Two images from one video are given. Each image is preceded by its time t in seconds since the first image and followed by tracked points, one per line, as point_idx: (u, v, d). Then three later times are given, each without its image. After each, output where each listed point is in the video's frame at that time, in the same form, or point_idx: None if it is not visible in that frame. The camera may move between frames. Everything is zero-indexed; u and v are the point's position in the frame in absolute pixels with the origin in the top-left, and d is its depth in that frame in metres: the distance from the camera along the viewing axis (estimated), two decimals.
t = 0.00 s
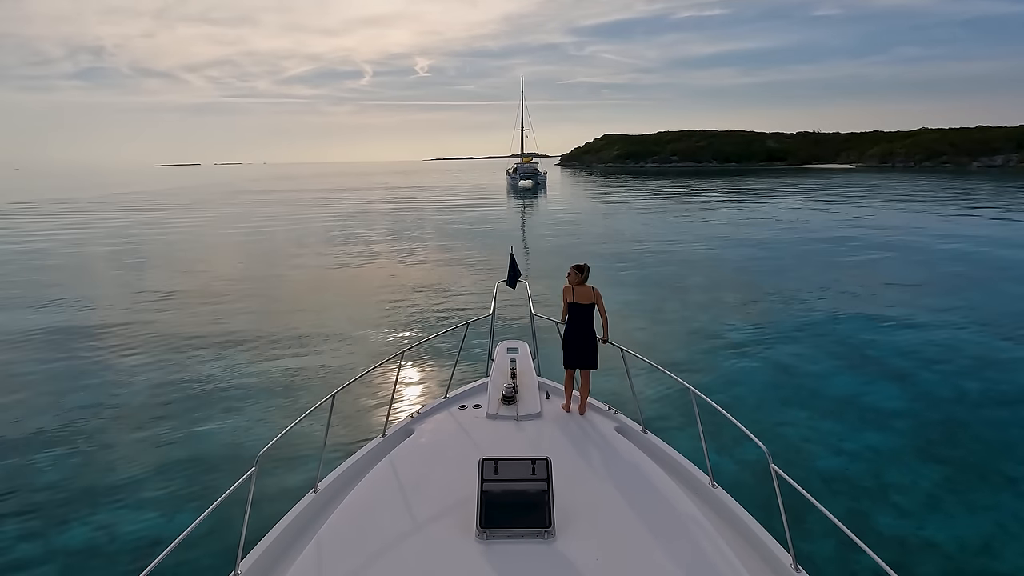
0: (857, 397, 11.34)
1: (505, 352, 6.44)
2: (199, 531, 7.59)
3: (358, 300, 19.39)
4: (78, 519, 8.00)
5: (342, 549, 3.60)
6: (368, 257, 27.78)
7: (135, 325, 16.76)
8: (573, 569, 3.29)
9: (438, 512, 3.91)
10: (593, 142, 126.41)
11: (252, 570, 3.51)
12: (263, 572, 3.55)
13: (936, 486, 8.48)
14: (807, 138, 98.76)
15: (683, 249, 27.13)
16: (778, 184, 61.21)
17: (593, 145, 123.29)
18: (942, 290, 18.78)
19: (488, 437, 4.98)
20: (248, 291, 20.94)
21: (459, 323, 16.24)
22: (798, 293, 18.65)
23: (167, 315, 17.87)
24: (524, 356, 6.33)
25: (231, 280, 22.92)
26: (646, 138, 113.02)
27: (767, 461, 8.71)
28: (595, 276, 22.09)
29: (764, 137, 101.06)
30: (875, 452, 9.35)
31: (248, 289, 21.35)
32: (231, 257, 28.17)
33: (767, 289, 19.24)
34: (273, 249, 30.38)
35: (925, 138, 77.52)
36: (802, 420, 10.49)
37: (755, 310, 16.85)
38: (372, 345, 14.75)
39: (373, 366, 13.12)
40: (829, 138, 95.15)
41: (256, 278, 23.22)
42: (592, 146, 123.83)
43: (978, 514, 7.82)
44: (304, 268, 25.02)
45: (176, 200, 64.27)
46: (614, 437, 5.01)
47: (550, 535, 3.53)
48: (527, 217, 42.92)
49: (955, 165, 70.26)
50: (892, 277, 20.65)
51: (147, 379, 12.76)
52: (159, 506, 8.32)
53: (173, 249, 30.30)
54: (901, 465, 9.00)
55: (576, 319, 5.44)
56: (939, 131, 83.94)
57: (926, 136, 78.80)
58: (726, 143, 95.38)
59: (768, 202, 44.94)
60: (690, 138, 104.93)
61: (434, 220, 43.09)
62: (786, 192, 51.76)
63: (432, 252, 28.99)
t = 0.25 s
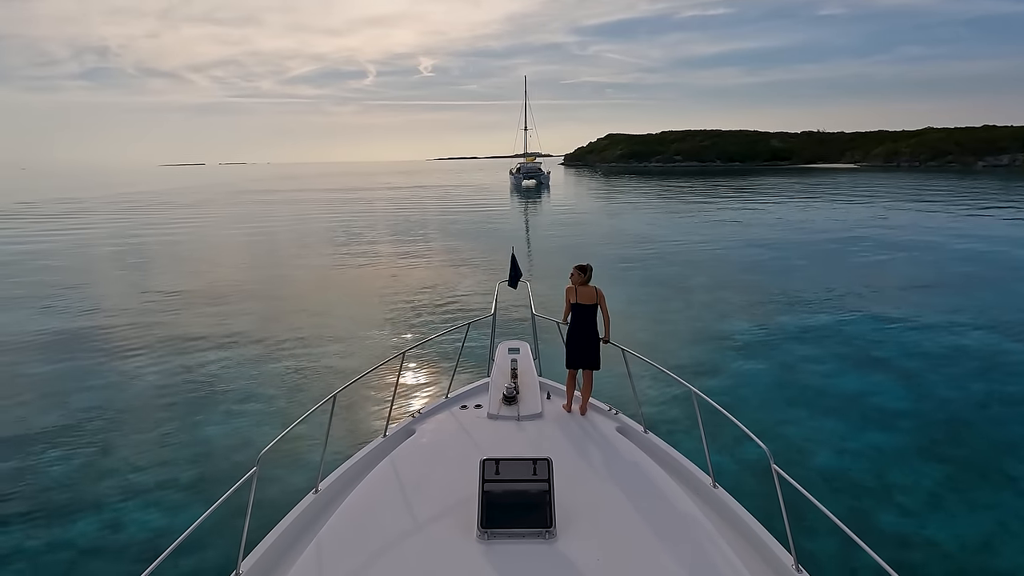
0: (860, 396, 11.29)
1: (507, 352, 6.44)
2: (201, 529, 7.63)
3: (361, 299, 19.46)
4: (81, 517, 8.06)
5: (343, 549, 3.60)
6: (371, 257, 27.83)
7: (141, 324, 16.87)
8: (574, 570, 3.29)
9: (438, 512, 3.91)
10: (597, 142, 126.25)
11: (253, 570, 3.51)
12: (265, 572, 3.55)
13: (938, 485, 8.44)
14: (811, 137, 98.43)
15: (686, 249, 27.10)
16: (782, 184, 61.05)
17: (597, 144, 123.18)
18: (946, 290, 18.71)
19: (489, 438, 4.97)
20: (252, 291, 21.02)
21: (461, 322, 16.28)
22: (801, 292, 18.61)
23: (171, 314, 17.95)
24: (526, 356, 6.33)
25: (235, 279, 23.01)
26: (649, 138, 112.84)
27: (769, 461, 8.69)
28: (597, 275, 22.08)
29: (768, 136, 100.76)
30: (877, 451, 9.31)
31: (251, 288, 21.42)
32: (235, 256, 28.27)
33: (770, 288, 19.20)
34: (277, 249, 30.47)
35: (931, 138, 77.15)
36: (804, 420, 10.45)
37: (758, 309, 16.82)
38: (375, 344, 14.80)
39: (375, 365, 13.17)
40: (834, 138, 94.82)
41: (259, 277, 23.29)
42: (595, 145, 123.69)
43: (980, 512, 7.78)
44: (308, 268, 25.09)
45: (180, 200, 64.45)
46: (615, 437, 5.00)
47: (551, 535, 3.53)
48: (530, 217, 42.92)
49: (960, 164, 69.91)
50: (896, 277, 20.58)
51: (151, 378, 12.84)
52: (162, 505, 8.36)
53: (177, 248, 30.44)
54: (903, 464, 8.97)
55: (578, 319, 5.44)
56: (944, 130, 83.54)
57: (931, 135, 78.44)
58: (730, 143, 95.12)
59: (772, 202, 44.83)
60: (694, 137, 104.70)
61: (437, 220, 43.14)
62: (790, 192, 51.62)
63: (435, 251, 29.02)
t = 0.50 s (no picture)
0: (861, 394, 11.27)
1: (507, 352, 6.45)
2: (202, 527, 7.68)
3: (363, 298, 19.55)
4: (86, 511, 8.14)
5: (344, 549, 3.61)
6: (374, 256, 27.92)
7: (144, 323, 16.96)
8: (574, 570, 3.29)
9: (438, 512, 3.92)
10: (600, 142, 126.17)
11: (253, 570, 3.52)
12: (265, 572, 3.56)
13: (938, 483, 8.42)
14: (814, 137, 98.18)
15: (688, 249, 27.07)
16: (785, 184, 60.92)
17: (600, 144, 123.10)
18: (949, 289, 18.66)
19: (489, 437, 4.98)
20: (255, 290, 21.10)
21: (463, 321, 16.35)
22: (803, 292, 18.59)
23: (175, 313, 18.04)
24: (526, 357, 6.34)
25: (239, 278, 23.15)
26: (652, 137, 112.71)
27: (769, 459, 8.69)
28: (599, 275, 22.13)
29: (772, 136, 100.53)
30: (877, 449, 9.30)
31: (255, 287, 21.55)
32: (239, 255, 28.42)
33: (772, 288, 19.19)
34: (281, 248, 30.61)
35: (935, 137, 76.85)
36: (805, 417, 10.45)
37: (759, 308, 16.83)
38: (377, 343, 14.86)
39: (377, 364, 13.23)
40: (837, 137, 94.55)
41: (263, 277, 23.42)
42: (598, 145, 123.59)
43: (979, 510, 7.77)
44: (311, 267, 25.19)
45: (184, 200, 64.71)
46: (616, 437, 5.00)
47: (552, 536, 3.52)
48: (533, 216, 43.00)
49: (965, 164, 69.64)
50: (898, 276, 20.54)
51: (155, 376, 12.90)
52: (164, 502, 8.41)
53: (182, 248, 30.63)
54: (903, 461, 8.95)
55: (580, 319, 5.44)
56: (948, 130, 83.17)
57: (935, 135, 78.14)
58: (733, 142, 94.94)
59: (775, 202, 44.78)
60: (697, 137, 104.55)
61: (440, 219, 43.25)
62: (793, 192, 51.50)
63: (438, 251, 29.10)
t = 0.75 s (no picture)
0: (861, 394, 11.23)
1: (507, 353, 6.44)
2: (202, 525, 7.69)
3: (365, 298, 19.60)
4: (91, 508, 8.22)
5: (343, 549, 3.61)
6: (376, 256, 27.97)
7: (148, 322, 17.06)
8: (574, 570, 3.28)
9: (438, 512, 3.92)
10: (603, 142, 126.01)
11: (253, 570, 3.53)
12: (265, 572, 3.56)
13: (938, 482, 8.39)
14: (818, 137, 97.83)
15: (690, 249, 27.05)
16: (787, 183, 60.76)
17: (602, 144, 122.96)
18: (952, 288, 18.60)
19: (490, 438, 4.97)
20: (257, 289, 21.16)
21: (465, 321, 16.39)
22: (804, 291, 18.57)
23: (177, 313, 18.10)
24: (526, 357, 6.33)
25: (242, 278, 23.24)
26: (655, 137, 112.55)
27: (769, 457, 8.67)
28: (600, 274, 22.15)
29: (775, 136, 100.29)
30: (877, 448, 9.28)
31: (258, 286, 21.64)
32: (241, 255, 28.51)
33: (774, 287, 19.17)
34: (283, 248, 30.70)
35: (939, 137, 76.51)
36: (805, 416, 10.45)
37: (761, 308, 16.81)
38: (378, 343, 14.91)
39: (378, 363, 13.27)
40: (840, 137, 94.27)
41: (266, 277, 23.50)
42: (601, 145, 123.44)
43: (978, 508, 7.76)
44: (313, 267, 25.26)
45: (187, 199, 64.87)
46: (616, 437, 5.00)
47: (552, 536, 3.52)
48: (535, 216, 43.03)
49: (969, 164, 69.34)
50: (900, 276, 20.49)
51: (157, 375, 12.94)
52: (164, 501, 8.44)
53: (185, 247, 30.75)
54: (903, 460, 8.93)
55: (580, 319, 5.43)
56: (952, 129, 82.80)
57: (939, 135, 77.84)
58: (736, 142, 94.74)
59: (777, 202, 44.69)
60: (699, 137, 104.37)
61: (442, 219, 43.32)
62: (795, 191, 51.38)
63: (440, 251, 29.13)
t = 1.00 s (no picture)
0: (861, 392, 11.21)
1: (507, 353, 6.44)
2: (202, 521, 7.70)
3: (367, 297, 19.63)
4: (96, 502, 8.26)
5: (343, 549, 3.61)
6: (377, 255, 28.01)
7: (151, 321, 17.12)
8: (574, 570, 3.28)
9: (438, 512, 3.92)
10: (605, 142, 125.93)
11: (253, 570, 3.53)
12: (265, 572, 3.57)
13: (936, 479, 8.38)
14: (821, 137, 97.63)
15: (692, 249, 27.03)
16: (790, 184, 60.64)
17: (605, 144, 122.85)
18: (954, 288, 18.55)
19: (490, 438, 4.97)
20: (258, 289, 21.16)
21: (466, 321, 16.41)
22: (805, 291, 18.55)
23: (178, 313, 18.09)
24: (526, 357, 6.33)
25: (244, 277, 23.28)
26: (657, 137, 112.43)
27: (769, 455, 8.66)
28: (602, 274, 22.14)
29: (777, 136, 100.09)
30: (876, 446, 9.26)
31: (260, 286, 21.69)
32: (244, 254, 28.57)
33: (775, 286, 19.15)
34: (285, 247, 30.76)
35: (942, 137, 76.27)
36: (805, 413, 10.43)
37: (762, 307, 16.79)
38: (379, 342, 14.94)
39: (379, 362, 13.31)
40: (843, 137, 94.05)
41: (268, 276, 23.56)
42: (603, 145, 123.35)
43: (976, 505, 7.75)
44: (315, 267, 25.31)
45: (189, 200, 64.94)
46: (616, 438, 4.99)
47: (552, 536, 3.52)
48: (537, 216, 43.03)
49: (972, 164, 69.12)
50: (903, 276, 20.44)
51: (159, 374, 12.98)
52: (168, 495, 8.47)
53: (188, 247, 30.82)
54: (902, 458, 8.92)
55: (580, 319, 5.43)
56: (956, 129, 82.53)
57: (942, 134, 77.59)
58: (738, 142, 94.57)
59: (779, 202, 44.62)
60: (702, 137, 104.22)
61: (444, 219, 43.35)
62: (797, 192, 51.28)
63: (441, 250, 29.14)
